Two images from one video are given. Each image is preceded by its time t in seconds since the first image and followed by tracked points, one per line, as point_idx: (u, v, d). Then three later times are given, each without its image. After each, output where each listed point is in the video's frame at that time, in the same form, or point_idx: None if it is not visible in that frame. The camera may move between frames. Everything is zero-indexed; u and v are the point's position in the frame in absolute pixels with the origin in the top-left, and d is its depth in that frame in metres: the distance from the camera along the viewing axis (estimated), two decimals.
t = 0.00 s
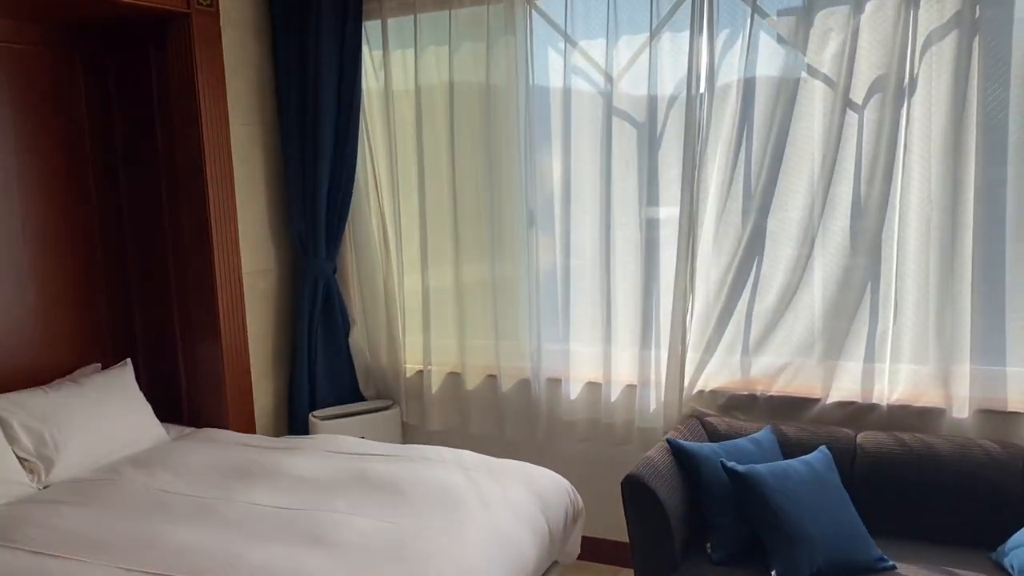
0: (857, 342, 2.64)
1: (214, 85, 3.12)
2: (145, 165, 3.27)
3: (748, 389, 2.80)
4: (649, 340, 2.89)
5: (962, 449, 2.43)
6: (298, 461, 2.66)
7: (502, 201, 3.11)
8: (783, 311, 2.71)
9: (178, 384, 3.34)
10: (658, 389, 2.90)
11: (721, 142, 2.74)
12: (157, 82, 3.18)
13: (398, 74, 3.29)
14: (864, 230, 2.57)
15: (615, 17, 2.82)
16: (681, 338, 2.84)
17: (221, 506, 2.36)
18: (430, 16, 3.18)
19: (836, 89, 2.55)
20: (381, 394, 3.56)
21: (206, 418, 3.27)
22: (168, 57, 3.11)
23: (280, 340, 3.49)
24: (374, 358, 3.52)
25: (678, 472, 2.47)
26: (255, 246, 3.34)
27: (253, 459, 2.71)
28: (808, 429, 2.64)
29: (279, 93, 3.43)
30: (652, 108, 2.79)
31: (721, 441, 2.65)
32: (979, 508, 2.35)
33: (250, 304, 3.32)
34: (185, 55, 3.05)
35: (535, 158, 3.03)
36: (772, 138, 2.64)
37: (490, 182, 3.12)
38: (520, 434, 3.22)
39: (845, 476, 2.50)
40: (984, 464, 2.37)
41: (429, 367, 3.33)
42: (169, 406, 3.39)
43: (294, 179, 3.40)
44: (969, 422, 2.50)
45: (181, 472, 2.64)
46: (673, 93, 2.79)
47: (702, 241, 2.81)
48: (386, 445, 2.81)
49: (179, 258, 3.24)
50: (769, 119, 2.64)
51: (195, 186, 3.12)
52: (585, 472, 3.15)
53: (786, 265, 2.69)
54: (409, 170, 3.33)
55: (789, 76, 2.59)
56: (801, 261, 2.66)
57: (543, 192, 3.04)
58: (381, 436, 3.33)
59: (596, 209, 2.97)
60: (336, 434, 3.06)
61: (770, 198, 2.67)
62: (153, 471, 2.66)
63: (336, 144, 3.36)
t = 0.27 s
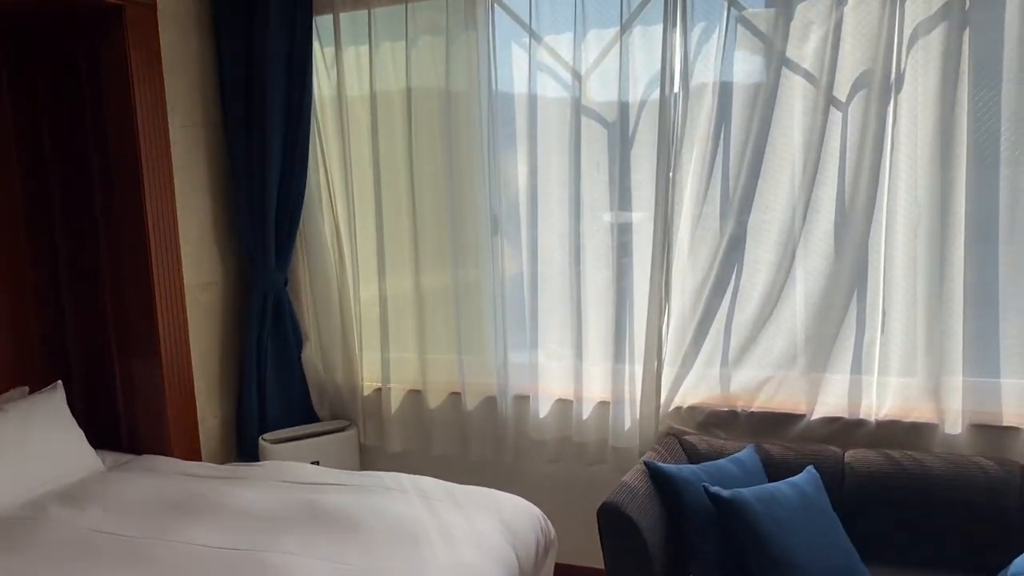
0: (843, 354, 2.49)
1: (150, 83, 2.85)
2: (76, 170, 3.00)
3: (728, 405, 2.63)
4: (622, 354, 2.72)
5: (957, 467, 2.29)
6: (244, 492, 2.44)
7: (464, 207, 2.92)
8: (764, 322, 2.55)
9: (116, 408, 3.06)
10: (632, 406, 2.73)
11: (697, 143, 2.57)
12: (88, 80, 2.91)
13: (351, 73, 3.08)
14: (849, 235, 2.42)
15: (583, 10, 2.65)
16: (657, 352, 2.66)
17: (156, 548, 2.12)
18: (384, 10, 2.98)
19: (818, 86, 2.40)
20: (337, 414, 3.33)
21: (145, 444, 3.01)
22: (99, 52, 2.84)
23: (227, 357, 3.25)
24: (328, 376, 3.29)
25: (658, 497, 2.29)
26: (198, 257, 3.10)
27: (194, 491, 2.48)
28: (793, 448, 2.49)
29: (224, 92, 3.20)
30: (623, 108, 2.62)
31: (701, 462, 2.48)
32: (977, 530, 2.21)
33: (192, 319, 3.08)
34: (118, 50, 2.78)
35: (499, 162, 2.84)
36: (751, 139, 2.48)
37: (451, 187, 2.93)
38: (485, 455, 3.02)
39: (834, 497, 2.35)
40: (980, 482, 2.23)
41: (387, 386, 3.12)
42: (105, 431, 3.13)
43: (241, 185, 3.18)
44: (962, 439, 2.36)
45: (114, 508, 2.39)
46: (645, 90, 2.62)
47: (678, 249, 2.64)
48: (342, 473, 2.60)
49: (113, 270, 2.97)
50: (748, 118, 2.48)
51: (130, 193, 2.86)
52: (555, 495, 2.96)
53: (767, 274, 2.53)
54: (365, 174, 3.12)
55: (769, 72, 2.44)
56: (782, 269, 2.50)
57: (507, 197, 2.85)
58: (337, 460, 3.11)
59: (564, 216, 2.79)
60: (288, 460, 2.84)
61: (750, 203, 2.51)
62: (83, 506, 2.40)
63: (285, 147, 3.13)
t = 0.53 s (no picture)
0: (839, 375, 2.34)
1: (92, 88, 2.62)
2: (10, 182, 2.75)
3: (717, 429, 2.47)
4: (605, 376, 2.55)
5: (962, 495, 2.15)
6: (196, 534, 2.23)
7: (434, 218, 2.73)
8: (754, 341, 2.40)
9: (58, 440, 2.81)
10: (616, 431, 2.55)
11: (683, 151, 2.41)
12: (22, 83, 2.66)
13: (311, 76, 2.88)
14: (845, 248, 2.28)
15: (559, 10, 2.48)
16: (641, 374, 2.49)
17: None
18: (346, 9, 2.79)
19: (811, 90, 2.26)
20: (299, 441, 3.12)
21: (89, 479, 2.76)
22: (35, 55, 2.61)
23: (180, 382, 3.03)
24: (290, 401, 3.08)
25: (647, 534, 2.12)
26: (147, 276, 2.87)
27: (140, 534, 2.26)
28: (788, 475, 2.33)
29: (174, 98, 2.98)
30: (604, 113, 2.46)
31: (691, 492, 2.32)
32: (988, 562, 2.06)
33: (141, 343, 2.84)
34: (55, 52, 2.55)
35: (470, 170, 2.66)
36: (740, 146, 2.33)
37: (419, 197, 2.74)
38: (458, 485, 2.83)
39: (833, 529, 2.19)
40: (988, 511, 2.09)
41: (352, 410, 2.91)
42: (44, 466, 2.87)
43: (193, 197, 2.97)
44: (967, 464, 2.22)
45: (49, 555, 2.16)
46: (627, 95, 2.45)
47: (664, 264, 2.47)
48: (305, 510, 2.39)
49: (53, 291, 2.72)
50: (736, 124, 2.33)
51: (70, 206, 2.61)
52: (533, 526, 2.78)
53: (759, 290, 2.38)
54: (326, 184, 2.92)
55: (759, 76, 2.29)
56: (774, 284, 2.35)
57: (480, 208, 2.67)
58: (300, 492, 2.90)
59: (541, 228, 2.61)
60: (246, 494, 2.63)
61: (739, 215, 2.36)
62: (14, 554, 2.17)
63: (240, 157, 2.93)
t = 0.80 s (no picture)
0: (850, 388, 2.18)
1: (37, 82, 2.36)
2: None
3: (719, 447, 2.30)
4: (598, 391, 2.37)
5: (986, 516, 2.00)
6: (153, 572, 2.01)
7: (411, 222, 2.54)
8: (759, 353, 2.23)
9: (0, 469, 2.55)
10: (611, 451, 2.37)
11: (681, 150, 2.24)
12: None
13: (277, 70, 2.67)
14: (856, 252, 2.13)
15: None
16: (638, 389, 2.32)
17: None
18: None
19: (819, 84, 2.10)
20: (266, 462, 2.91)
21: (35, 511, 2.51)
22: None
23: (136, 401, 2.80)
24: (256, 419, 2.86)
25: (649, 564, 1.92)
26: (99, 286, 2.64)
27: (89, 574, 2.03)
28: (796, 496, 2.17)
29: (128, 93, 2.75)
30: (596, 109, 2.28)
31: (693, 517, 2.14)
32: None
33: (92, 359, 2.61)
34: None
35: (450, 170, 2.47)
36: (744, 144, 2.17)
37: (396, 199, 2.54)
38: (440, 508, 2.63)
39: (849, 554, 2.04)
40: (1015, 535, 1.93)
41: (324, 429, 2.70)
42: None
43: (149, 200, 2.74)
44: (989, 483, 2.08)
45: None
46: (620, 88, 2.28)
47: (661, 271, 2.30)
48: (273, 543, 2.19)
49: None
50: (739, 120, 2.17)
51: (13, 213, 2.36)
52: (521, 552, 2.59)
53: (764, 298, 2.21)
54: (295, 185, 2.71)
55: (765, 68, 2.13)
56: (781, 291, 2.19)
57: (461, 210, 2.48)
58: (268, 518, 2.68)
59: (528, 232, 2.43)
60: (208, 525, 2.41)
61: (743, 218, 2.20)
62: None
63: (200, 156, 2.71)
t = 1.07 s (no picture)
0: (865, 417, 2.02)
1: None
2: None
3: (723, 480, 2.14)
4: (592, 420, 2.19)
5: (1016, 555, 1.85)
6: None
7: (387, 236, 2.34)
8: (767, 379, 2.07)
9: None
10: (606, 485, 2.19)
11: (681, 159, 2.08)
12: None
13: (241, 71, 2.47)
14: (870, 271, 1.98)
15: None
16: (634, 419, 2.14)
17: None
18: None
19: (830, 90, 1.95)
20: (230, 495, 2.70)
21: None
22: None
23: (87, 432, 2.58)
24: (220, 448, 2.66)
25: None
26: (45, 308, 2.40)
27: None
28: (809, 534, 2.00)
29: (77, 96, 2.52)
30: (589, 114, 2.10)
31: (699, 560, 1.97)
32: None
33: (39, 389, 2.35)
34: None
35: (429, 180, 2.28)
36: (749, 154, 2.01)
37: (370, 211, 2.34)
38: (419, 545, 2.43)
39: None
40: None
41: (291, 460, 2.48)
42: None
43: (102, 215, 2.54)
44: (1015, 517, 1.93)
45: None
46: (615, 92, 2.09)
47: (659, 290, 2.14)
48: None
49: None
50: (744, 127, 2.01)
51: None
52: None
53: (773, 319, 2.04)
54: (259, 196, 2.50)
55: (772, 71, 1.97)
56: (791, 312, 2.02)
57: (442, 223, 2.29)
58: (233, 558, 2.46)
59: (515, 247, 2.24)
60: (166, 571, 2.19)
61: (749, 233, 2.03)
62: None
63: (156, 165, 2.49)
